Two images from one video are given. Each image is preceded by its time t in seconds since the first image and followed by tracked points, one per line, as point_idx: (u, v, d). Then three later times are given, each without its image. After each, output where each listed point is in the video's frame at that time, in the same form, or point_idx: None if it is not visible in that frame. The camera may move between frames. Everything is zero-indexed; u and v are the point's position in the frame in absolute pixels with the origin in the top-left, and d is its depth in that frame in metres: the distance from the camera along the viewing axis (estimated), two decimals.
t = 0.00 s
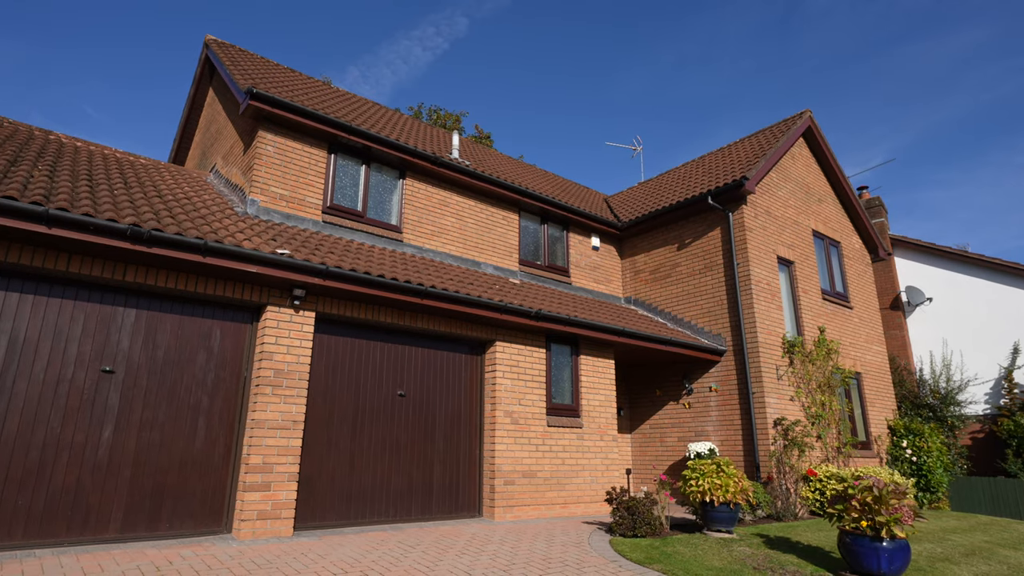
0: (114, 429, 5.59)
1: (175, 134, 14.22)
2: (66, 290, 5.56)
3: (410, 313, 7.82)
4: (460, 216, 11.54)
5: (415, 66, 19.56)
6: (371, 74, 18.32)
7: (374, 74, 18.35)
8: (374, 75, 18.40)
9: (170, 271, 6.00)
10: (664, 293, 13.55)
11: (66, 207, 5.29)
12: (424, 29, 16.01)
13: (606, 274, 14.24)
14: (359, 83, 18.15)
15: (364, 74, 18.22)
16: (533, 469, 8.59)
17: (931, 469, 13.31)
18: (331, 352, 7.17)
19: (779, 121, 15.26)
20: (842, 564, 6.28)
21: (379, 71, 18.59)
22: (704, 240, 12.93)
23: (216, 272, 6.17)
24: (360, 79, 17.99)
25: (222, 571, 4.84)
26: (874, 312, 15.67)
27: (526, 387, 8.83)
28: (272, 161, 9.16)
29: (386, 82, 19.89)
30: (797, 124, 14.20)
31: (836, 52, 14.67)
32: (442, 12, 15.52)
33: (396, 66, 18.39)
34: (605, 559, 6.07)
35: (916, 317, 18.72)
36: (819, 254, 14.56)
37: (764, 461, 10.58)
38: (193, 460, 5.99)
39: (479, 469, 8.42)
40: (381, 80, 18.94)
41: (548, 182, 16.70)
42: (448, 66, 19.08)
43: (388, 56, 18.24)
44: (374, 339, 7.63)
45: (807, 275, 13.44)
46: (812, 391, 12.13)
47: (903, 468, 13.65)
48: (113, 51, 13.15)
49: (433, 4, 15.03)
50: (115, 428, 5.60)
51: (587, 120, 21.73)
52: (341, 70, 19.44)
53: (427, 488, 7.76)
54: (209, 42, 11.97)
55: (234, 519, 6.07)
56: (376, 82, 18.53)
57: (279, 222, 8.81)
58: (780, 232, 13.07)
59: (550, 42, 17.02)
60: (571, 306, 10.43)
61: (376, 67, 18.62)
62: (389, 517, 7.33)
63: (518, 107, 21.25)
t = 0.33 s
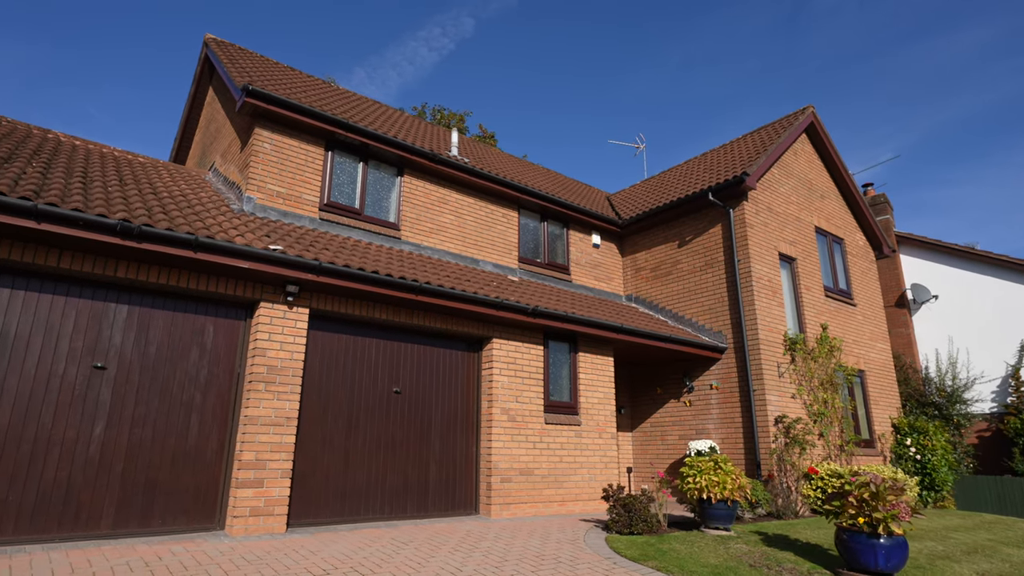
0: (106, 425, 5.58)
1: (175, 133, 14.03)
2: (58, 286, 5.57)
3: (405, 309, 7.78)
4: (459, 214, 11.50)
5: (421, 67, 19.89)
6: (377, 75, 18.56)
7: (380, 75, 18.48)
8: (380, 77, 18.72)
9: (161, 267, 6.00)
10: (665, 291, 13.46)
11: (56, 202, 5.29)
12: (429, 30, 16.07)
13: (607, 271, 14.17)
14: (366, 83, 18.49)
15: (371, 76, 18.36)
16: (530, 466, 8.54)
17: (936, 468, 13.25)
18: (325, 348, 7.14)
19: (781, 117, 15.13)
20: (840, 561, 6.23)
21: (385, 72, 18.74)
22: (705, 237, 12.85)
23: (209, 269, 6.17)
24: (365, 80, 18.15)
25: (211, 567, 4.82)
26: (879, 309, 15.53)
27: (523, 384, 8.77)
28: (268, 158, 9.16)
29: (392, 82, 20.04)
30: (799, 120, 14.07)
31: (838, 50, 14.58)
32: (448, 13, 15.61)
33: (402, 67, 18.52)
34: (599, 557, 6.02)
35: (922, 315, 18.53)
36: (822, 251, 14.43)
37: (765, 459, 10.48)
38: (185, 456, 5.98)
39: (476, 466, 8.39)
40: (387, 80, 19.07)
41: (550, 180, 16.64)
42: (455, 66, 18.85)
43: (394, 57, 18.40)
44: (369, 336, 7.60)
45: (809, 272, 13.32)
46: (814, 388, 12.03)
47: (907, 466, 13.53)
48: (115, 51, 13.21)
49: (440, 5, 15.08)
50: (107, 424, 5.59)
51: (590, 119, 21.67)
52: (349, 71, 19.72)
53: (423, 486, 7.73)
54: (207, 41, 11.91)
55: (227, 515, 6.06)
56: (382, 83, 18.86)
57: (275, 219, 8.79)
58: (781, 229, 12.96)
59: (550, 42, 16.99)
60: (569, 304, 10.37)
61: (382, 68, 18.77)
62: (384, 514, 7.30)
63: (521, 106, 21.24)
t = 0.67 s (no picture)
0: (101, 421, 5.61)
1: (181, 134, 14.13)
2: (53, 284, 5.61)
3: (402, 306, 7.77)
4: (459, 211, 11.48)
5: (433, 68, 20.01)
6: (387, 77, 18.78)
7: (390, 77, 18.65)
8: (390, 79, 18.87)
9: (155, 264, 6.02)
10: (668, 288, 13.36)
11: (49, 200, 5.33)
12: (440, 31, 16.01)
13: (610, 269, 14.09)
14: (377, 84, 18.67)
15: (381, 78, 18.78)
16: (528, 464, 8.50)
17: (944, 466, 13.00)
18: (321, 346, 7.14)
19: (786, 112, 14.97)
20: (839, 559, 6.15)
21: (395, 74, 18.93)
22: (707, 233, 12.74)
23: (203, 266, 6.19)
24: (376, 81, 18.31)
25: (201, 562, 4.83)
26: (887, 306, 15.34)
27: (522, 381, 8.74)
28: (267, 157, 9.18)
29: (402, 84, 20.26)
30: (804, 115, 13.92)
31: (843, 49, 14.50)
32: (458, 13, 15.58)
33: (412, 69, 18.74)
34: (594, 554, 5.97)
35: (933, 312, 18.23)
36: (827, 247, 14.26)
37: (768, 457, 10.35)
38: (180, 452, 6.00)
39: (474, 464, 8.37)
40: (397, 82, 19.25)
41: (553, 177, 16.58)
42: (459, 65, 18.86)
43: (403, 58, 18.54)
44: (366, 333, 7.59)
45: (814, 268, 13.19)
46: (819, 386, 11.91)
47: (915, 465, 13.33)
48: (120, 52, 13.32)
49: (448, 6, 15.16)
50: (102, 420, 5.62)
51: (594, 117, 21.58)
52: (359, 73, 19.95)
53: (420, 483, 7.71)
54: (210, 41, 11.99)
55: (221, 512, 6.07)
56: (392, 85, 19.06)
57: (273, 217, 8.80)
58: (785, 225, 12.83)
59: (553, 41, 16.95)
60: (570, 301, 10.33)
61: (391, 69, 18.96)
62: (380, 512, 7.28)
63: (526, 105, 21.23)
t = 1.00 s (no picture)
0: (94, 417, 5.63)
1: (184, 134, 14.18)
2: (46, 281, 5.63)
3: (398, 303, 7.75)
4: (458, 209, 11.46)
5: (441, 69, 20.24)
6: (396, 77, 18.96)
7: (399, 78, 18.87)
8: (399, 79, 19.07)
9: (148, 261, 6.02)
10: (670, 285, 13.27)
11: (40, 197, 5.34)
12: (449, 32, 16.18)
13: (611, 266, 14.02)
14: (385, 84, 18.81)
15: (389, 79, 18.88)
16: (526, 461, 8.45)
17: (953, 465, 12.84)
18: (316, 343, 7.13)
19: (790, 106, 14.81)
20: (838, 558, 6.03)
21: (404, 74, 19.11)
22: (709, 229, 12.63)
23: (196, 262, 6.19)
24: (384, 82, 18.47)
25: (191, 558, 4.81)
26: (894, 302, 15.15)
27: (519, 379, 8.69)
28: (265, 155, 9.20)
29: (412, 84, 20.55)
30: (807, 109, 13.76)
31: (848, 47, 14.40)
32: (467, 14, 15.69)
33: (421, 69, 19.01)
34: (587, 552, 5.90)
35: (942, 310, 17.90)
36: (832, 243, 14.09)
37: (770, 455, 10.22)
38: (174, 449, 6.00)
39: (472, 461, 8.33)
40: (405, 82, 19.38)
41: (556, 175, 16.52)
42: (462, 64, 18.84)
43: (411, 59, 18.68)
44: (362, 330, 7.58)
45: (819, 265, 13.04)
46: (824, 383, 11.78)
47: (923, 463, 13.14)
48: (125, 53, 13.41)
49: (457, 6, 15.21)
50: (96, 416, 5.64)
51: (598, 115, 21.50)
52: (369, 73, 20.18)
53: (416, 481, 7.69)
54: (211, 41, 12.02)
55: (215, 509, 6.07)
56: (401, 86, 19.29)
57: (271, 215, 8.83)
58: (789, 221, 12.69)
59: (556, 40, 16.90)
60: (569, 298, 10.28)
61: (400, 70, 19.12)
62: (375, 509, 7.26)
63: (531, 104, 21.22)
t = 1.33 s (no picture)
0: (80, 414, 5.60)
1: (181, 135, 14.09)
2: (33, 277, 5.62)
3: (389, 300, 7.71)
4: (453, 206, 11.42)
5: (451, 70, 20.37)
6: (402, 78, 19.02)
7: (405, 79, 18.98)
8: (405, 80, 19.14)
9: (135, 257, 6.00)
10: (668, 282, 13.19)
11: (25, 193, 5.32)
12: (454, 32, 16.31)
13: (609, 264, 13.95)
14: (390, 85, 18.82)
15: (394, 80, 18.90)
16: (520, 459, 8.40)
17: (956, 464, 12.65)
18: (307, 339, 7.10)
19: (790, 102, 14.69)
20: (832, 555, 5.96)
21: (409, 75, 19.16)
22: (708, 226, 12.54)
23: (184, 259, 6.16)
24: (389, 83, 18.52)
25: (174, 555, 4.77)
26: (896, 299, 15.01)
27: (513, 376, 8.64)
28: (257, 152, 9.19)
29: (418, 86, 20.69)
30: (807, 105, 13.65)
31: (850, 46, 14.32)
32: (472, 14, 15.72)
33: (427, 70, 19.09)
34: (577, 550, 5.84)
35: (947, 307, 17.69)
36: (832, 239, 13.96)
37: (769, 454, 10.13)
38: (161, 446, 5.97)
39: (465, 458, 8.27)
40: (410, 83, 19.37)
41: (555, 173, 16.45)
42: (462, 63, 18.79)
43: (416, 59, 18.70)
44: (353, 327, 7.54)
45: (818, 261, 12.92)
46: (823, 381, 11.66)
47: (925, 462, 12.99)
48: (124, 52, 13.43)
49: (463, 7, 15.23)
50: (82, 413, 5.61)
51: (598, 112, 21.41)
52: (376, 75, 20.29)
53: (408, 478, 7.65)
54: (207, 40, 11.88)
55: (203, 506, 6.04)
56: (406, 86, 19.24)
57: (263, 212, 8.81)
58: (788, 217, 12.58)
59: (558, 40, 16.89)
60: (565, 295, 10.22)
61: (406, 70, 19.18)
62: (366, 507, 7.21)
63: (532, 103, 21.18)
